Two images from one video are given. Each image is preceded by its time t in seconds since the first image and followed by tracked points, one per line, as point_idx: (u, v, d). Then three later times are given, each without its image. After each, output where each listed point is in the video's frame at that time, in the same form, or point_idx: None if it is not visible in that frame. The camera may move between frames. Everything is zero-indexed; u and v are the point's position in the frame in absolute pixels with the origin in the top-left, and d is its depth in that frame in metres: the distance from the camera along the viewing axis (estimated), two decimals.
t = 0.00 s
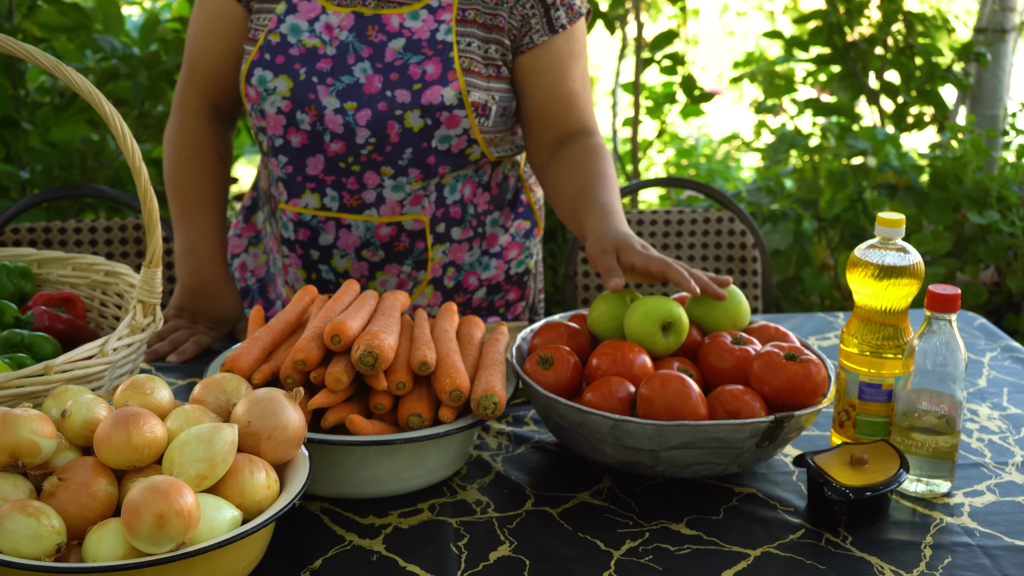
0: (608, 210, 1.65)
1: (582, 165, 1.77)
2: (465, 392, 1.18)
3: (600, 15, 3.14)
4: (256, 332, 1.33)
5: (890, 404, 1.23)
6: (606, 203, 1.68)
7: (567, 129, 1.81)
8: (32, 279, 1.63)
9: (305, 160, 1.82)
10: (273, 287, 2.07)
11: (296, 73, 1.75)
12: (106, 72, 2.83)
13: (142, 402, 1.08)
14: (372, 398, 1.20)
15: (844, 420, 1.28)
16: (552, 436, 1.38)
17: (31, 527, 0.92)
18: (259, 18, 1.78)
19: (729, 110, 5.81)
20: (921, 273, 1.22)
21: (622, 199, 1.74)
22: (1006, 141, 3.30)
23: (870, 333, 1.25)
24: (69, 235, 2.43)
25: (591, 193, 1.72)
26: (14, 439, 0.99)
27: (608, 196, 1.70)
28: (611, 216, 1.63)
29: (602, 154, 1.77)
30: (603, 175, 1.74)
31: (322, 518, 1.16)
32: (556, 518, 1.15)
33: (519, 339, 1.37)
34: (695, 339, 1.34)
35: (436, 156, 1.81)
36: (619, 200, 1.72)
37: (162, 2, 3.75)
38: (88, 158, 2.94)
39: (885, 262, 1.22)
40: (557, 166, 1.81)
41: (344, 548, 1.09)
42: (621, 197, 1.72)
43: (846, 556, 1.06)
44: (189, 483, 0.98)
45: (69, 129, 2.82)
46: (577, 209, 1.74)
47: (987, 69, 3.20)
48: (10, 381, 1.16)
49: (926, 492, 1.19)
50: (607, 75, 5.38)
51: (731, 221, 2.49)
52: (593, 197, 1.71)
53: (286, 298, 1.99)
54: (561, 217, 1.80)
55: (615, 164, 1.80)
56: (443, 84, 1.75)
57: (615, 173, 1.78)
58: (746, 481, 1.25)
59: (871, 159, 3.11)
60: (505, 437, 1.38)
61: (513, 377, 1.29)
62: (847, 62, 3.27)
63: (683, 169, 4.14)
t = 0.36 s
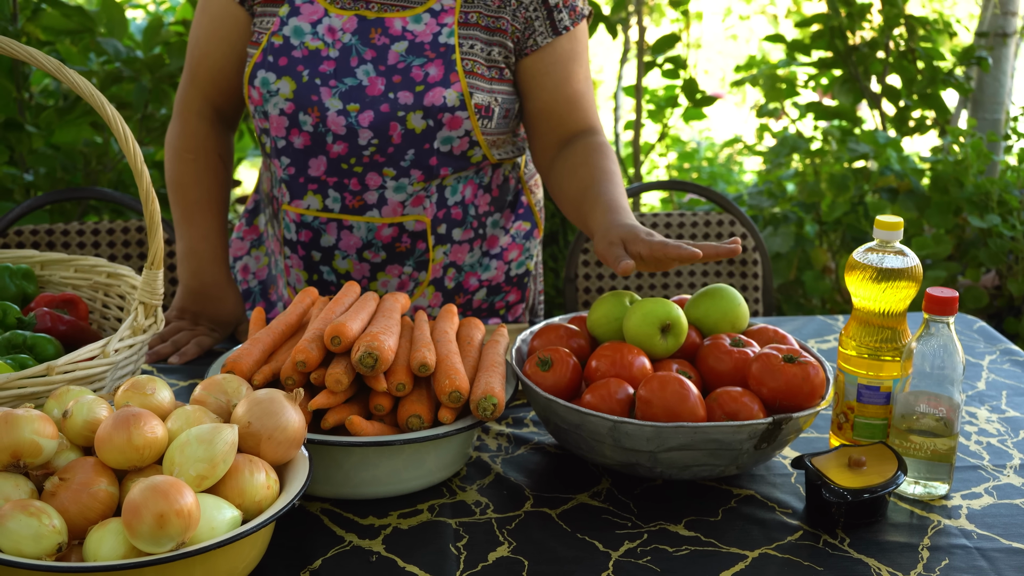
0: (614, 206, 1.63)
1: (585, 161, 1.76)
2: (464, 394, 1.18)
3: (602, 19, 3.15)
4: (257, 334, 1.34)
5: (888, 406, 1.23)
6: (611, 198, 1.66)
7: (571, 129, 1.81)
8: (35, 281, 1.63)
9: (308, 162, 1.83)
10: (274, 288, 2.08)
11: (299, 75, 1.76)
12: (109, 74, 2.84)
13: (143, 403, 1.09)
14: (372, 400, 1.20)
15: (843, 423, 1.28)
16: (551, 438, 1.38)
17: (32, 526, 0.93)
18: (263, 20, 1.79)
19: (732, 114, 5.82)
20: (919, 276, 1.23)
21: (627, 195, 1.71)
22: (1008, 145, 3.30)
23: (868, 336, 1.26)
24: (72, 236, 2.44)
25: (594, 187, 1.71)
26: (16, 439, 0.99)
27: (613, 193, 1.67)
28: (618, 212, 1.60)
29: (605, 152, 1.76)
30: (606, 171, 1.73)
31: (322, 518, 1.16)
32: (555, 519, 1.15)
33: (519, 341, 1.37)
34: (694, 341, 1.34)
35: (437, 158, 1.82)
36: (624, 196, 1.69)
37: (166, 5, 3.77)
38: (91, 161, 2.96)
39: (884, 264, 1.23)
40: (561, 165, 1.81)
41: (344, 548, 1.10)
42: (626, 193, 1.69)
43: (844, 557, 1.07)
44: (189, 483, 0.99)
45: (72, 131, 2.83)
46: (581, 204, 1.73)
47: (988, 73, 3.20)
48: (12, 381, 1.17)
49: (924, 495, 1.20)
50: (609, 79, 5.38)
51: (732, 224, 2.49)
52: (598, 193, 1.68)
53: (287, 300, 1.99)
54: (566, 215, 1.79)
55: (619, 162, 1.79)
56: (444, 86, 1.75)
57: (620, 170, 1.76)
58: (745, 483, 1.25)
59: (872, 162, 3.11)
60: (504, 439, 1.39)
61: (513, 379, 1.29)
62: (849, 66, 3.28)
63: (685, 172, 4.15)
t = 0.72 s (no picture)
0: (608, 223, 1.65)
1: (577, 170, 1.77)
2: (458, 391, 1.19)
3: (601, 18, 3.16)
4: (252, 330, 1.34)
5: (880, 405, 1.24)
6: (605, 216, 1.68)
7: (563, 131, 1.81)
8: (32, 277, 1.64)
9: (304, 158, 1.83)
10: (271, 286, 2.08)
11: (296, 72, 1.76)
12: (109, 72, 2.85)
13: (138, 399, 1.09)
14: (366, 396, 1.21)
15: (835, 421, 1.28)
16: (546, 435, 1.39)
17: (27, 521, 0.93)
18: (260, 17, 1.79)
19: (732, 113, 5.82)
20: (912, 275, 1.23)
21: (619, 211, 1.74)
22: (1006, 146, 3.31)
23: (860, 335, 1.26)
24: (70, 233, 2.44)
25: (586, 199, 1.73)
26: (11, 435, 1.00)
27: (607, 210, 1.70)
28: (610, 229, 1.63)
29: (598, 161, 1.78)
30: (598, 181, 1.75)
31: (315, 514, 1.17)
32: (548, 516, 1.16)
33: (514, 339, 1.38)
34: (688, 339, 1.35)
35: (434, 156, 1.83)
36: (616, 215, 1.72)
37: (166, 2, 3.77)
38: (90, 158, 2.96)
39: (877, 264, 1.23)
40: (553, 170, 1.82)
41: (337, 544, 1.10)
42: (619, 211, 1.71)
43: (835, 555, 1.07)
44: (183, 478, 0.99)
45: (71, 128, 2.84)
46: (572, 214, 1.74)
47: (987, 73, 3.21)
48: (8, 377, 1.18)
49: (915, 492, 1.20)
50: (609, 78, 5.39)
51: (729, 223, 2.50)
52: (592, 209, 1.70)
53: (284, 297, 2.00)
54: (556, 223, 1.80)
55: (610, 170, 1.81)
56: (440, 85, 1.76)
57: (611, 180, 1.78)
58: (737, 480, 1.25)
59: (870, 162, 3.12)
60: (499, 436, 1.39)
61: (507, 376, 1.30)
62: (848, 66, 3.28)
63: (684, 171, 4.15)
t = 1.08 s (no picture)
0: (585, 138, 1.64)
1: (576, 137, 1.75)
2: (450, 391, 1.19)
3: (599, 20, 3.16)
4: (246, 331, 1.34)
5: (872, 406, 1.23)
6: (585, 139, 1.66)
7: (565, 118, 1.81)
8: (27, 277, 1.64)
9: (300, 161, 1.83)
10: (266, 287, 2.09)
11: (292, 75, 1.76)
12: (106, 72, 2.85)
13: (131, 399, 1.09)
14: (359, 397, 1.21)
15: (827, 423, 1.29)
16: (539, 436, 1.39)
17: (20, 520, 0.93)
18: (256, 20, 1.80)
19: (730, 115, 5.83)
20: (904, 277, 1.23)
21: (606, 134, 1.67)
22: (1002, 148, 3.31)
23: (852, 336, 1.26)
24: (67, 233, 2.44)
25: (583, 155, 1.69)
26: (4, 434, 1.00)
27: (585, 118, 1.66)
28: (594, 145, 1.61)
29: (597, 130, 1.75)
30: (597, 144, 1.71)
31: (308, 514, 1.17)
32: (540, 516, 1.16)
33: (507, 339, 1.38)
34: (681, 340, 1.35)
35: (429, 159, 1.83)
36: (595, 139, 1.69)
37: (165, 2, 3.77)
38: (88, 158, 2.96)
39: (868, 266, 1.23)
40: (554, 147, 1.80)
41: (330, 544, 1.11)
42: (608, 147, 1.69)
43: (825, 556, 1.08)
44: (175, 477, 1.00)
45: (69, 128, 2.83)
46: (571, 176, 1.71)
47: (982, 76, 3.21)
48: (2, 377, 1.18)
49: (905, 493, 1.21)
50: (607, 79, 5.39)
51: (724, 224, 2.50)
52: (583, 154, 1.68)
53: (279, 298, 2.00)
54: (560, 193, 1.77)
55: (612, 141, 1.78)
56: (437, 88, 1.76)
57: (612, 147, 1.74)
58: (729, 481, 1.26)
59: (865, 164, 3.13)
60: (492, 437, 1.40)
61: (500, 376, 1.30)
62: (844, 68, 3.29)
63: (681, 173, 4.15)
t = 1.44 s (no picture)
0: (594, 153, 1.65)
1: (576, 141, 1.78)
2: (447, 392, 1.19)
3: (598, 22, 3.16)
4: (243, 332, 1.34)
5: (868, 407, 1.24)
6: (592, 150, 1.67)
7: (562, 123, 1.84)
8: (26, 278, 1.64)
9: (298, 163, 1.84)
10: (264, 288, 2.09)
11: (290, 76, 1.77)
12: (106, 75, 2.85)
13: (129, 399, 1.09)
14: (356, 397, 1.21)
15: (823, 423, 1.29)
16: (535, 437, 1.39)
17: (17, 520, 0.94)
18: (254, 22, 1.80)
19: (729, 117, 5.83)
20: (899, 278, 1.23)
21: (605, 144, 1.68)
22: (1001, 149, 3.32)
23: (847, 337, 1.26)
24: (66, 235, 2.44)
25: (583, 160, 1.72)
26: (2, 434, 1.00)
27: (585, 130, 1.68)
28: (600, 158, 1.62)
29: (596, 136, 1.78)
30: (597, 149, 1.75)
31: (305, 514, 1.17)
32: (536, 517, 1.16)
33: (504, 341, 1.38)
34: (678, 341, 1.35)
35: (427, 160, 1.84)
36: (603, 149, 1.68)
37: (165, 5, 3.77)
38: (87, 160, 2.96)
39: (863, 267, 1.23)
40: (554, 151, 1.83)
41: (327, 544, 1.11)
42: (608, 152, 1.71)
43: (820, 556, 1.08)
44: (172, 478, 1.00)
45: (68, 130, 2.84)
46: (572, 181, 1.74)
47: (981, 77, 3.22)
48: None
49: (901, 494, 1.21)
50: (607, 81, 5.39)
51: (722, 226, 2.50)
52: (583, 163, 1.69)
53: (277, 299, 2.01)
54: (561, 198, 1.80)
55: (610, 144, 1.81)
56: (434, 89, 1.77)
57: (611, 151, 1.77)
58: (725, 482, 1.26)
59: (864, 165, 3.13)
60: (489, 438, 1.40)
61: (497, 378, 1.31)
62: (843, 70, 3.29)
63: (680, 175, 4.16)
